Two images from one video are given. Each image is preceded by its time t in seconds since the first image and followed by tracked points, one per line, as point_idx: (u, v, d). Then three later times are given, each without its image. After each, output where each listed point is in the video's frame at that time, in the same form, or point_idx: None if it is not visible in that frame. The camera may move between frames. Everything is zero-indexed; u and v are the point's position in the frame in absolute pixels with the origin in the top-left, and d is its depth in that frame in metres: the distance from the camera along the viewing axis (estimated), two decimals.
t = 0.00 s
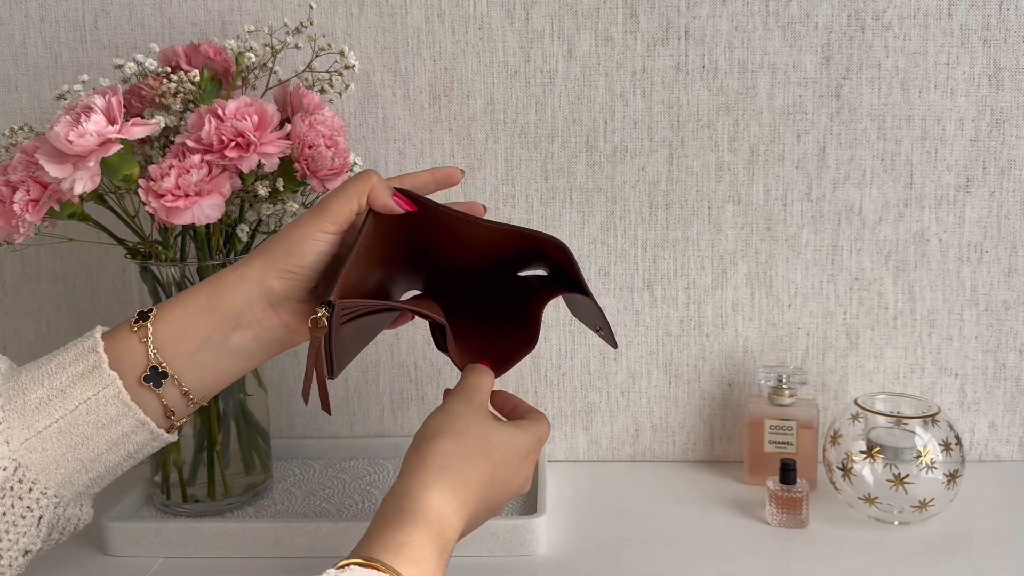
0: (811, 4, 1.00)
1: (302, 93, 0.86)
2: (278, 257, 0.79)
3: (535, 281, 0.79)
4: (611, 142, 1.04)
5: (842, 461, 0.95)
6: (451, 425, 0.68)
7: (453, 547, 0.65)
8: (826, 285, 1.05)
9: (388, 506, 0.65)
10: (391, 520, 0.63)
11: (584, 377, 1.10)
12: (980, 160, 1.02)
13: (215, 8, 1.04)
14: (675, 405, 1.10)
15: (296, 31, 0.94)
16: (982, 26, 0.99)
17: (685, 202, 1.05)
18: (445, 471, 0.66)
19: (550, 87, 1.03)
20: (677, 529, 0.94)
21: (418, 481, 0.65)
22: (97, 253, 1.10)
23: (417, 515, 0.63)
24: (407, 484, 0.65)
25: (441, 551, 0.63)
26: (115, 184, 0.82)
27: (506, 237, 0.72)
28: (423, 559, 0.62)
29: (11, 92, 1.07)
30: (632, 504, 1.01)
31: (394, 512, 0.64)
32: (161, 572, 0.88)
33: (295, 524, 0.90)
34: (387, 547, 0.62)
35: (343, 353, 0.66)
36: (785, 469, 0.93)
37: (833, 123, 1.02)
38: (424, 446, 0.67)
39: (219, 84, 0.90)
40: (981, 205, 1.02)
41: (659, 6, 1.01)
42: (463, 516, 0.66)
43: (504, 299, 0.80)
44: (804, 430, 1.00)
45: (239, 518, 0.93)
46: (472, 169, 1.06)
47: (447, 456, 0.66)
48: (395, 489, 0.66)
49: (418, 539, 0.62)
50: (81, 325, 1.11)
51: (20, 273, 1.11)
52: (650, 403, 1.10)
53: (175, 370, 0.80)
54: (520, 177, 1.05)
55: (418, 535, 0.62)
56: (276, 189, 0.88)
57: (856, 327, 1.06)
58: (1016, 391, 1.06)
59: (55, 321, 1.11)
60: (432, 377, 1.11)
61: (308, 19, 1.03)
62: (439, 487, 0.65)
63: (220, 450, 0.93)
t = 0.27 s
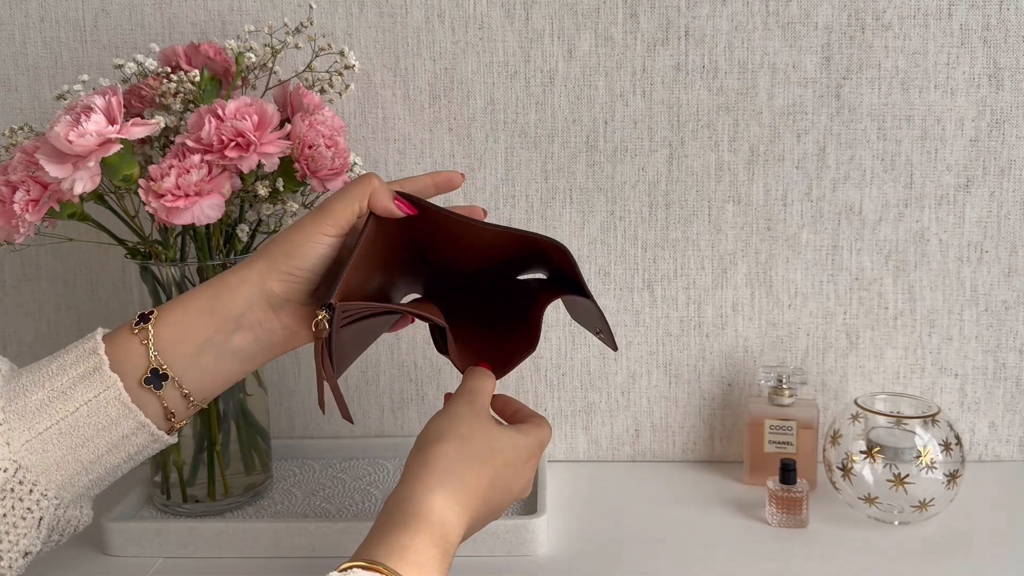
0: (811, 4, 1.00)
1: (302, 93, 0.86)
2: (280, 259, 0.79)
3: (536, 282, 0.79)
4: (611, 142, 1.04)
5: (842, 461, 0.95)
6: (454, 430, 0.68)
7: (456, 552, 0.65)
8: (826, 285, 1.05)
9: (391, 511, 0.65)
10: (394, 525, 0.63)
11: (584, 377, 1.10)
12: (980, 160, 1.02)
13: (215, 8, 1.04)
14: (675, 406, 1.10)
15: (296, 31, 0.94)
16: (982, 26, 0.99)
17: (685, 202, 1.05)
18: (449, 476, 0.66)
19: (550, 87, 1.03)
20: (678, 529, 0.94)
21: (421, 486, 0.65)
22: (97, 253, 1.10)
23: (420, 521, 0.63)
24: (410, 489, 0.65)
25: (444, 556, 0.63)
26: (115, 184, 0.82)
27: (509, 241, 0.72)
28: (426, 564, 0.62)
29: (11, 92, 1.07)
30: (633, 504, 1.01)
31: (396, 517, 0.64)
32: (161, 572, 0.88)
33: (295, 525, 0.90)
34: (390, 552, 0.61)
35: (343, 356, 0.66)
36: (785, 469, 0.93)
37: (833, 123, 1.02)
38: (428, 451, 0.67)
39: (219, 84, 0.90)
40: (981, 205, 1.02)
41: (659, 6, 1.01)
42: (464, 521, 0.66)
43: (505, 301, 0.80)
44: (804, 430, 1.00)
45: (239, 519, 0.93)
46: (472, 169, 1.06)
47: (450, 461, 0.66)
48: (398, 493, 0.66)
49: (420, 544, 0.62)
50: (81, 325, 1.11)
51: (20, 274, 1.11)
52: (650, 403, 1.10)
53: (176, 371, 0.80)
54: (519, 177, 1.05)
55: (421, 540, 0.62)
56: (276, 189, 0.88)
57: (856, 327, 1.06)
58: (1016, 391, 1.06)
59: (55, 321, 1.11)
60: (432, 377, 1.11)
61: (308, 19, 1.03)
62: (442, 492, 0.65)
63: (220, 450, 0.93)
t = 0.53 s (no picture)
0: (811, 4, 1.00)
1: (302, 93, 0.86)
2: (281, 260, 0.79)
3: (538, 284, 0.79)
4: (611, 142, 1.04)
5: (842, 461, 0.95)
6: (458, 434, 0.68)
7: (458, 557, 0.64)
8: (826, 285, 1.05)
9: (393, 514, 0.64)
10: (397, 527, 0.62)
11: (584, 377, 1.10)
12: (980, 160, 1.02)
13: (215, 8, 1.04)
14: (675, 406, 1.10)
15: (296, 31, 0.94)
16: (982, 26, 0.99)
17: (685, 202, 1.05)
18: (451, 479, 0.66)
19: (550, 87, 1.03)
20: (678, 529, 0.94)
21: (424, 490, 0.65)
22: (97, 253, 1.10)
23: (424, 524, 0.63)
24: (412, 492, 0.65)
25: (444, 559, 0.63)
26: (115, 184, 0.81)
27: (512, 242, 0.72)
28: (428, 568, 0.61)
29: (11, 92, 1.07)
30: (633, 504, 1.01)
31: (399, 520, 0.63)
32: (161, 572, 0.88)
33: (295, 525, 0.90)
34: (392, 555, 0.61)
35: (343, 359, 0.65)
36: (785, 469, 0.93)
37: (833, 123, 1.02)
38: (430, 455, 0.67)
39: (219, 84, 0.90)
40: (981, 205, 1.02)
41: (659, 6, 1.01)
42: (466, 526, 0.65)
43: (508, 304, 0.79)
44: (804, 430, 1.00)
45: (240, 519, 0.93)
46: (472, 169, 1.06)
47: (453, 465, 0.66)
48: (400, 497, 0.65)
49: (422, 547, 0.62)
50: (81, 325, 1.11)
51: (19, 274, 1.11)
52: (650, 403, 1.10)
53: (177, 372, 0.80)
54: (519, 177, 1.05)
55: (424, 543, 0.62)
56: (276, 189, 0.88)
57: (856, 327, 1.06)
58: (1016, 391, 1.06)
59: (55, 322, 1.11)
60: (432, 377, 1.11)
61: (308, 19, 1.03)
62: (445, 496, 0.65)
63: (220, 450, 0.93)
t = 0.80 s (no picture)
0: (811, 4, 1.00)
1: (302, 93, 0.86)
2: (287, 287, 0.80)
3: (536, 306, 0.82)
4: (611, 142, 1.04)
5: (842, 461, 0.95)
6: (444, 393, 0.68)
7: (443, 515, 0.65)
8: (826, 285, 1.05)
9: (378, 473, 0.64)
10: (381, 487, 0.62)
11: (584, 377, 1.10)
12: (980, 160, 1.02)
13: (215, 8, 1.04)
14: (675, 406, 1.10)
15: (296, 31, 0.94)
16: (982, 26, 0.99)
17: (685, 202, 1.05)
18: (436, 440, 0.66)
19: (551, 87, 1.03)
20: (678, 529, 0.94)
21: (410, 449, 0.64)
22: (98, 253, 1.10)
23: (410, 485, 0.63)
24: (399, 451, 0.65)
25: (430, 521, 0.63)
26: (115, 184, 0.81)
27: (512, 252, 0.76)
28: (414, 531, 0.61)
29: (11, 92, 1.07)
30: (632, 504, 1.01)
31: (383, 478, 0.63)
32: (161, 572, 0.88)
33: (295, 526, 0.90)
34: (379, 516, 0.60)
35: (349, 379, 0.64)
36: (785, 469, 0.93)
37: (833, 123, 1.02)
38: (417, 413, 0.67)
39: (219, 84, 0.90)
40: (981, 205, 1.02)
41: (659, 6, 1.01)
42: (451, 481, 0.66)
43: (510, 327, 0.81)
44: (804, 430, 1.00)
45: (240, 519, 0.93)
46: (472, 169, 1.06)
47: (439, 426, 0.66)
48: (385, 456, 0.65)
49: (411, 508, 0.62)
50: (80, 325, 1.11)
51: (19, 274, 1.11)
52: (650, 403, 1.10)
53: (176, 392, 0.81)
54: (519, 177, 1.05)
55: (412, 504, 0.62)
56: (276, 189, 0.88)
57: (856, 327, 1.06)
58: (1016, 391, 1.06)
59: (55, 321, 1.11)
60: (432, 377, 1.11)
61: (308, 19, 1.03)
62: (431, 457, 0.65)
63: (220, 450, 0.93)
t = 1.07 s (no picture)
0: (811, 4, 1.00)
1: (303, 93, 0.86)
2: (288, 317, 0.82)
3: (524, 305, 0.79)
4: (611, 142, 1.04)
5: (842, 461, 0.95)
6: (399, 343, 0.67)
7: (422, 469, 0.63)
8: (826, 285, 1.05)
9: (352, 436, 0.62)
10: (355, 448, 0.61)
11: (584, 377, 1.10)
12: (980, 160, 1.02)
13: (215, 8, 1.04)
14: (675, 405, 1.10)
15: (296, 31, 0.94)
16: (982, 26, 0.99)
17: (685, 202, 1.05)
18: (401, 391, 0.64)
19: (551, 87, 1.03)
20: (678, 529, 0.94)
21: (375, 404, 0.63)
22: (98, 253, 1.10)
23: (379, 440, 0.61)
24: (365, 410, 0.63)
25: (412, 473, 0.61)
26: (115, 184, 0.81)
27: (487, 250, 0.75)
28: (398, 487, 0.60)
29: (11, 92, 1.07)
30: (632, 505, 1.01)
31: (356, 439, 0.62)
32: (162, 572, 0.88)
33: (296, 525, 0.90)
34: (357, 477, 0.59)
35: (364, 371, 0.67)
36: (785, 469, 0.93)
37: (832, 122, 1.02)
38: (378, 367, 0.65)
39: (219, 84, 0.90)
40: (981, 205, 1.02)
41: (659, 6, 1.01)
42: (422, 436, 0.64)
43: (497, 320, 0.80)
44: (803, 430, 1.00)
45: (240, 519, 0.93)
46: (472, 169, 1.06)
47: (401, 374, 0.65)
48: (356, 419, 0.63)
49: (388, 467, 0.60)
50: (81, 325, 1.11)
51: (19, 274, 1.11)
52: (650, 403, 1.10)
53: (176, 414, 0.82)
54: (519, 177, 1.05)
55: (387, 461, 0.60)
56: (276, 188, 0.88)
57: (856, 327, 1.06)
58: (1016, 391, 1.06)
59: (55, 321, 1.11)
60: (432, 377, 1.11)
61: (308, 19, 1.03)
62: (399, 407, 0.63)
63: (220, 450, 0.93)
